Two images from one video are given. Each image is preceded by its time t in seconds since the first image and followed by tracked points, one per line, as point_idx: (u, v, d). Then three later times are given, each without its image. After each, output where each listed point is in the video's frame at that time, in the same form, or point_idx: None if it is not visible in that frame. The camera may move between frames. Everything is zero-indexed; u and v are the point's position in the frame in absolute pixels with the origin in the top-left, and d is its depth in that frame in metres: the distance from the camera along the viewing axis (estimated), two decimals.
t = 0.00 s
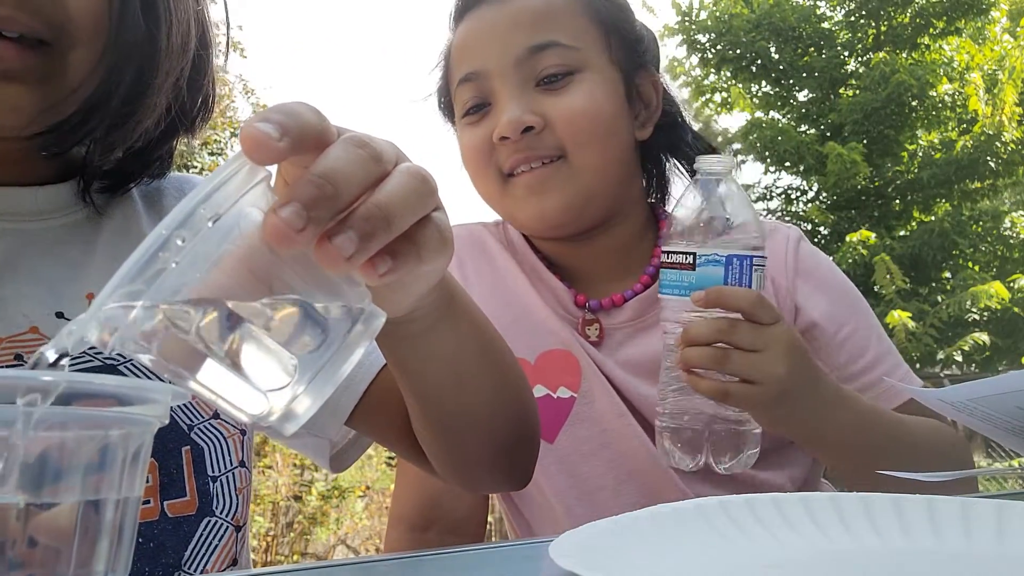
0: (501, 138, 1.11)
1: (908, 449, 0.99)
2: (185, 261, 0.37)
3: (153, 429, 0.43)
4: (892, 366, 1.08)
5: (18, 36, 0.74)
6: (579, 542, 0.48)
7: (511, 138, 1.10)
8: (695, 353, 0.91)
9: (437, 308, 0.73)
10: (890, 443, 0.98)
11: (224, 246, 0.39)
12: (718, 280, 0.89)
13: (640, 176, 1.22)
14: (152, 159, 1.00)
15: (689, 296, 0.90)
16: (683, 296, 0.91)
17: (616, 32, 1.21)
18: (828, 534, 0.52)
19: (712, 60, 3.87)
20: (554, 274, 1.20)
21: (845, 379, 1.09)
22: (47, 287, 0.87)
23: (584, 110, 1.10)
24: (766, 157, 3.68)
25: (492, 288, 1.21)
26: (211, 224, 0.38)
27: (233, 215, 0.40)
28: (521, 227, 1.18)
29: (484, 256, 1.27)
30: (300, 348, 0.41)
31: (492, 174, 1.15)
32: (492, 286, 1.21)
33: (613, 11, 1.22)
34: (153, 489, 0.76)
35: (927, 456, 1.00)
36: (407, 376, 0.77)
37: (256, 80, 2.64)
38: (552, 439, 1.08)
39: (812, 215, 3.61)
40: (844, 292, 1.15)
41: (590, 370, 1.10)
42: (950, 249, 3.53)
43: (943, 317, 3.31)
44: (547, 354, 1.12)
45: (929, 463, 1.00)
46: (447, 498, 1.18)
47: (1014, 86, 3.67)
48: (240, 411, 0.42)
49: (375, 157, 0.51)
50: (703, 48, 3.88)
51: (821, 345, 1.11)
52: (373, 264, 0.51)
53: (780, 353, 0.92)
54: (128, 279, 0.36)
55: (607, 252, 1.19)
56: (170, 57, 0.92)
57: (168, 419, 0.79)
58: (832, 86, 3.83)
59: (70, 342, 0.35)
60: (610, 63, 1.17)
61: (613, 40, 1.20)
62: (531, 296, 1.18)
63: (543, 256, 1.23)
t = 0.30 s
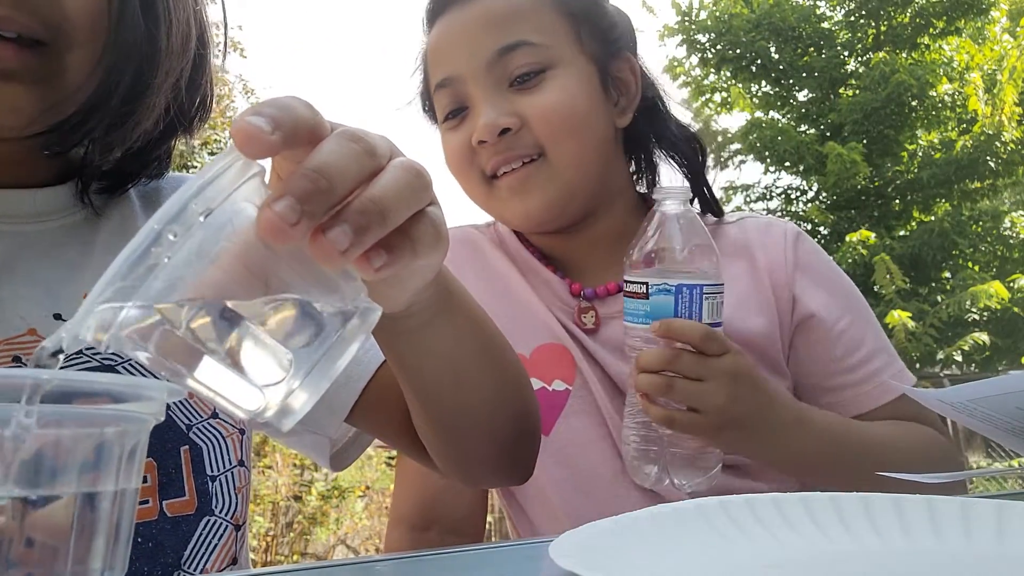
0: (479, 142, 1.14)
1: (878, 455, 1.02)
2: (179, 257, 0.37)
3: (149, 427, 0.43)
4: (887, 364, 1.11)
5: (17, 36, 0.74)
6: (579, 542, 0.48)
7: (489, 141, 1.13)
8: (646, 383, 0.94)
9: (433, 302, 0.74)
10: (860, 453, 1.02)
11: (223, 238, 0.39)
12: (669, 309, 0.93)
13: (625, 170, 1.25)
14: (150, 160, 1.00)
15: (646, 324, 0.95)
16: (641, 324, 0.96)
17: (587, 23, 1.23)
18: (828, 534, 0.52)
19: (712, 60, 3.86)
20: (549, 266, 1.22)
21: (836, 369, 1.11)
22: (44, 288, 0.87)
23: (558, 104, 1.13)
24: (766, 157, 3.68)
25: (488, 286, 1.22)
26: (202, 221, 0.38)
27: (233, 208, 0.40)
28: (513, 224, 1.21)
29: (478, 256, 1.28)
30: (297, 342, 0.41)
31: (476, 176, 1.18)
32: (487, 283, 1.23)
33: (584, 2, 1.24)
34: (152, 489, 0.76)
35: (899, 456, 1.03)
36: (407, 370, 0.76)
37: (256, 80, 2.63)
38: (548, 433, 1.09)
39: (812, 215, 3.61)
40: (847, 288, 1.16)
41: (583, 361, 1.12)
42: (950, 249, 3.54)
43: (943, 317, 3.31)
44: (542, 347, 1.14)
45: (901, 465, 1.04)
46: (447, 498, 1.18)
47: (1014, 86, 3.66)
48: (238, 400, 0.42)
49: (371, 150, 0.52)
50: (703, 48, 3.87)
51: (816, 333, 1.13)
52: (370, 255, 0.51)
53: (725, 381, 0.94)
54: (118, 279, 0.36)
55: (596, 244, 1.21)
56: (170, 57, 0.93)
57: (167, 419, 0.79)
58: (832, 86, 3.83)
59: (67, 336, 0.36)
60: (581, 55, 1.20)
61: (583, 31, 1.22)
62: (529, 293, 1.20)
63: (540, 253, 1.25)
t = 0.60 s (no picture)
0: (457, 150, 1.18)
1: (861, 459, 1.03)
2: (264, 129, 0.49)
3: (108, 333, 0.55)
4: (870, 360, 1.13)
5: (24, 50, 0.73)
6: (580, 543, 0.48)
7: (467, 149, 1.17)
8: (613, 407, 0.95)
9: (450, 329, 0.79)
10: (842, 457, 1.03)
11: (282, 156, 0.51)
12: (631, 330, 0.95)
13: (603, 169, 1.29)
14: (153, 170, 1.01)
15: (612, 346, 0.97)
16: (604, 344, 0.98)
17: (555, 26, 1.27)
18: (828, 534, 0.52)
19: (712, 60, 3.87)
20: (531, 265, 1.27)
21: (820, 363, 1.13)
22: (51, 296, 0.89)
23: (531, 109, 1.16)
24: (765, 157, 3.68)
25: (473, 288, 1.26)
26: (291, 116, 0.50)
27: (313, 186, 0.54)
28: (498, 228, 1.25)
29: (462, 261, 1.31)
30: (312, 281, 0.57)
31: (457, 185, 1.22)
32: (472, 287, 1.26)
33: (550, 7, 1.28)
34: (154, 494, 0.80)
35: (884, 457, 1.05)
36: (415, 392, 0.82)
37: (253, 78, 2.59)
38: (529, 429, 1.12)
39: (812, 215, 3.61)
40: (831, 287, 1.19)
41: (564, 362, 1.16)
42: (949, 249, 3.54)
43: (943, 317, 3.31)
44: (524, 347, 1.18)
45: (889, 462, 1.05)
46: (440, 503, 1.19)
47: (1013, 86, 3.66)
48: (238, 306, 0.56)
49: (453, 168, 0.64)
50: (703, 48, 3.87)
51: (799, 328, 1.14)
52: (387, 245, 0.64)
53: (690, 403, 0.94)
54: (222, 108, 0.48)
55: (576, 243, 1.26)
56: (168, 67, 0.97)
57: (170, 426, 0.84)
58: (832, 86, 3.82)
59: (185, 93, 0.48)
60: (549, 59, 1.24)
61: (548, 35, 1.26)
62: (513, 294, 1.23)
63: (523, 254, 1.29)
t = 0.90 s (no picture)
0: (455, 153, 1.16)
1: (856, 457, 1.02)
2: (256, 31, 0.48)
3: (72, 9, 0.43)
4: (870, 357, 1.12)
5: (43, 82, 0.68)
6: (581, 543, 0.48)
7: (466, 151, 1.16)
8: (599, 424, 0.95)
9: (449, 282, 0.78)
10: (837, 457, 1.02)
11: (249, 58, 0.48)
12: (602, 333, 0.91)
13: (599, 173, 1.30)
14: (164, 197, 0.91)
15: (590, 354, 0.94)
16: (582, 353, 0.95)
17: (546, 31, 1.27)
18: (828, 534, 0.52)
19: (712, 60, 3.88)
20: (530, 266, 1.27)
21: (818, 361, 1.12)
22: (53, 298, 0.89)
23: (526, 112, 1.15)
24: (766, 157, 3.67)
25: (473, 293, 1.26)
26: (281, 29, 0.49)
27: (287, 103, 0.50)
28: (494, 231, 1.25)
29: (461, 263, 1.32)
30: (275, 156, 0.52)
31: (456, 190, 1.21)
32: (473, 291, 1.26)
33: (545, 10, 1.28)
34: (154, 486, 0.75)
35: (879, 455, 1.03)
36: (410, 356, 0.82)
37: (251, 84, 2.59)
38: (530, 429, 1.12)
39: (812, 216, 3.58)
40: (828, 283, 1.18)
41: (564, 361, 1.15)
42: (949, 249, 3.55)
43: (942, 317, 3.32)
44: (522, 348, 1.18)
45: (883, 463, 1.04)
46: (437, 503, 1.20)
47: (1013, 86, 3.64)
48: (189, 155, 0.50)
49: (437, 117, 0.57)
50: (702, 48, 3.88)
51: (797, 326, 1.14)
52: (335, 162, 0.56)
53: (674, 414, 0.94)
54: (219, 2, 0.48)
55: (576, 242, 1.26)
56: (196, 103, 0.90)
57: (171, 420, 0.79)
58: (832, 86, 3.83)
59: None
60: (546, 61, 1.23)
61: (544, 37, 1.25)
62: (508, 292, 1.24)
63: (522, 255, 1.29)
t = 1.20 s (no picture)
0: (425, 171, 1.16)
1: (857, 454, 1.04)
2: None
3: None
4: (870, 352, 1.12)
5: (62, 108, 0.72)
6: (581, 543, 0.49)
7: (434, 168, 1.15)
8: (620, 416, 0.95)
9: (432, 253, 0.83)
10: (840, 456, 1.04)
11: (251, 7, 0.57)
12: (638, 331, 0.90)
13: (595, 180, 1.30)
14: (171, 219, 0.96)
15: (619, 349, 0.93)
16: (610, 347, 0.94)
17: (512, 42, 1.26)
18: (827, 535, 0.52)
19: (712, 60, 3.88)
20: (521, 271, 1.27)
21: (816, 358, 1.13)
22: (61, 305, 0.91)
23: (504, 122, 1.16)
24: (766, 157, 3.69)
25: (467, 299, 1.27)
26: None
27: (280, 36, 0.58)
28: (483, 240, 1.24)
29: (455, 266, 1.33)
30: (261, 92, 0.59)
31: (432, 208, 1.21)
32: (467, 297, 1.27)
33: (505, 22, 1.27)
34: (148, 492, 0.75)
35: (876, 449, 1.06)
36: (400, 331, 0.85)
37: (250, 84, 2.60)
38: (529, 430, 1.14)
39: (812, 216, 3.62)
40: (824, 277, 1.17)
41: (557, 362, 1.16)
42: (950, 249, 3.55)
43: (942, 317, 3.32)
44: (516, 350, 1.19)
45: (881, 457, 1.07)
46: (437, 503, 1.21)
47: (1013, 86, 3.58)
48: (187, 78, 0.58)
49: (419, 60, 0.66)
50: (703, 48, 3.88)
51: (795, 325, 1.14)
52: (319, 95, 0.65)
53: (703, 418, 0.94)
54: None
55: (564, 246, 1.25)
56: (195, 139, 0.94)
57: (165, 428, 0.79)
58: (832, 87, 3.83)
59: None
60: (507, 72, 1.22)
61: (506, 48, 1.25)
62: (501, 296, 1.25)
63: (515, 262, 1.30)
